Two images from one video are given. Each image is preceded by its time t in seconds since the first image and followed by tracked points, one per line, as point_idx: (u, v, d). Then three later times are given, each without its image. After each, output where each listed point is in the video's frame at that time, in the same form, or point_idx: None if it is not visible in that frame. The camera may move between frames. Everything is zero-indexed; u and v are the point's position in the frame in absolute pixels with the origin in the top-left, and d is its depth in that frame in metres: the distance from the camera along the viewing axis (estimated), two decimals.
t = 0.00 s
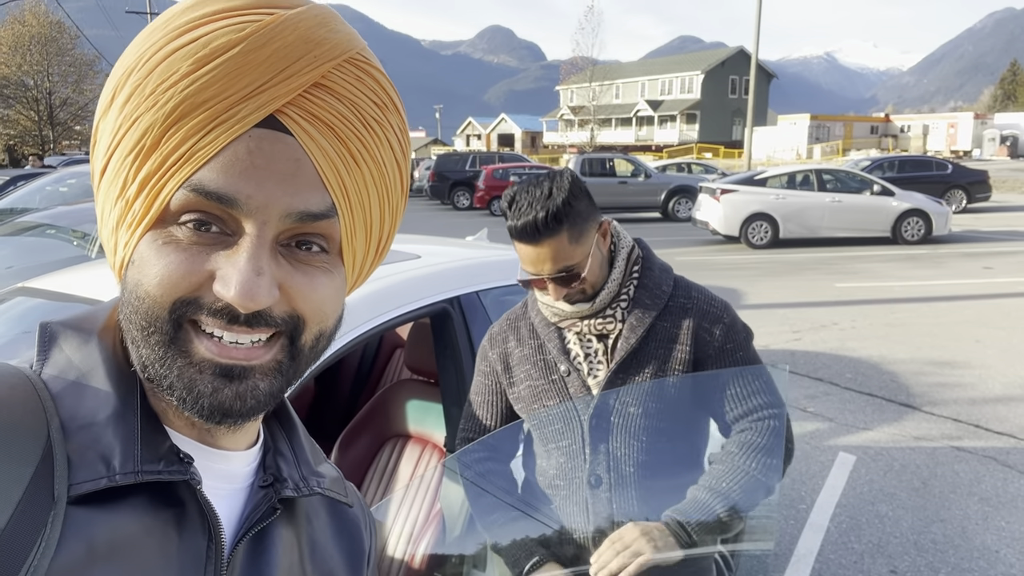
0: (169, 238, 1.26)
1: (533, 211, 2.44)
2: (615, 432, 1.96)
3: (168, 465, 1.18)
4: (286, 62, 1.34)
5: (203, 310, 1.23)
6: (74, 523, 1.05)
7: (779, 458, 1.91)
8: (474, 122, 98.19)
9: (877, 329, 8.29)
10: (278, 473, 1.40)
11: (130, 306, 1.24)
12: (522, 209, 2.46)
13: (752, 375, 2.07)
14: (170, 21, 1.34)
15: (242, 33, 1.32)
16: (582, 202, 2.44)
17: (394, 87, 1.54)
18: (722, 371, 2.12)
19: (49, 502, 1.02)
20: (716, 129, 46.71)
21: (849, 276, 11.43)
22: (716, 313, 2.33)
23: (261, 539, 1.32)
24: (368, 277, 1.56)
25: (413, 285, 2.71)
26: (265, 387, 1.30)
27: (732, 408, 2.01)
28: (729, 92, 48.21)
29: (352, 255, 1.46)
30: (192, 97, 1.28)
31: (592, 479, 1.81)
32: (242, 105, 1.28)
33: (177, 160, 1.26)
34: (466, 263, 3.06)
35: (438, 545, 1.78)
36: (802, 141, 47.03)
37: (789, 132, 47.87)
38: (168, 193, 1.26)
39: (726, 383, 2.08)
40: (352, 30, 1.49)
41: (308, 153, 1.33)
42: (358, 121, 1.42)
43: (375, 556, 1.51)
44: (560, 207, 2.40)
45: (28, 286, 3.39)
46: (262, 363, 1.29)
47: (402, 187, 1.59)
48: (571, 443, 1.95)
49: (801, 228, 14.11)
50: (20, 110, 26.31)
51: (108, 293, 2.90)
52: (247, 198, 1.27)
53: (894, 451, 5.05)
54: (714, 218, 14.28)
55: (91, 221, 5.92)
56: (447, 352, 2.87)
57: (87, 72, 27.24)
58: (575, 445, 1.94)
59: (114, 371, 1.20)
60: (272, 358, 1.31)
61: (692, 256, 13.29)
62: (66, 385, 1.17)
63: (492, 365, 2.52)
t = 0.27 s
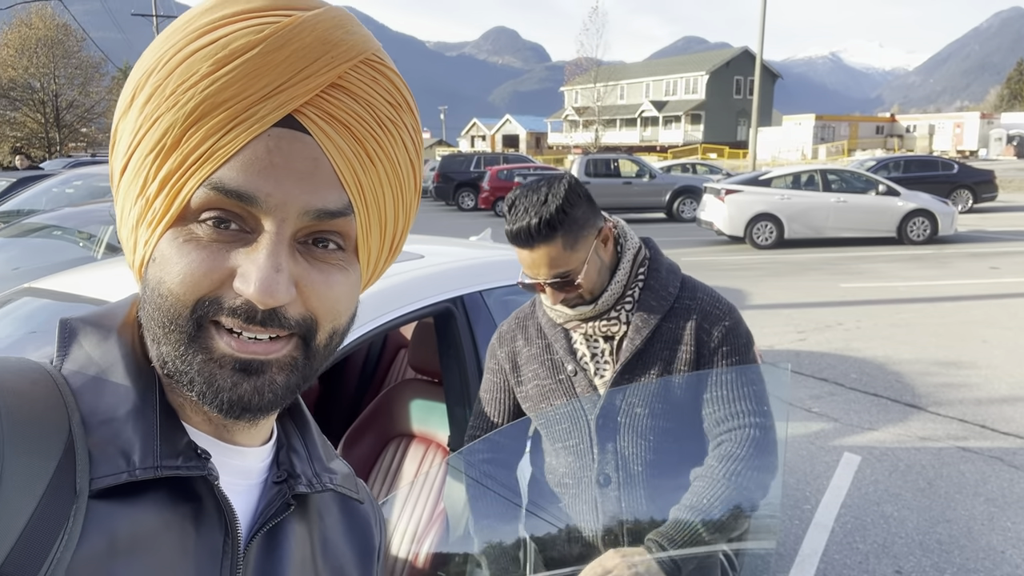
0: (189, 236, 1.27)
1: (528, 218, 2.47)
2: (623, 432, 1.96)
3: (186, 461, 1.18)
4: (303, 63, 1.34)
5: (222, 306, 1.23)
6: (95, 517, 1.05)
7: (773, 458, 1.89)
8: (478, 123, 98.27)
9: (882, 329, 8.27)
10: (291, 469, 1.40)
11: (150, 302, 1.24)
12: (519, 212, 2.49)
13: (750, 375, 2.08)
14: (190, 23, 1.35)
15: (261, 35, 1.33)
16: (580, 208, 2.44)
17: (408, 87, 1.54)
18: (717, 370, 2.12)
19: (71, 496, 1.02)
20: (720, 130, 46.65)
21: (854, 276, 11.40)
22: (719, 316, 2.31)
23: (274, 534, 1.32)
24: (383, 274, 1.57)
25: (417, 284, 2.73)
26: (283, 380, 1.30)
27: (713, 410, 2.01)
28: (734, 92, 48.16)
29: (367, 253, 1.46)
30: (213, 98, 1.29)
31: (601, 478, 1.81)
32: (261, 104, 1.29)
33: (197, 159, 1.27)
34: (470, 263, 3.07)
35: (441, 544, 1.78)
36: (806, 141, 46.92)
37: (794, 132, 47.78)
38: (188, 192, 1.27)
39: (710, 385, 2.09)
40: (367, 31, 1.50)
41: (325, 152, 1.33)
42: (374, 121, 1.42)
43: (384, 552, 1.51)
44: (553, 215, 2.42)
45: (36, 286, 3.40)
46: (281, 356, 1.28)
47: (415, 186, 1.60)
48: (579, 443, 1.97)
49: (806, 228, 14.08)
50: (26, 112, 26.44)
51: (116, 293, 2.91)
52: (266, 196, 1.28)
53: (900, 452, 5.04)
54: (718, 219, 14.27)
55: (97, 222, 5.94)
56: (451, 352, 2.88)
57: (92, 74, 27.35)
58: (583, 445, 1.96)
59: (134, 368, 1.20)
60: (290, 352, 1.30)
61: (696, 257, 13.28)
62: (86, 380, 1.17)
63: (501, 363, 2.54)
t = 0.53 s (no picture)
0: (205, 233, 1.28)
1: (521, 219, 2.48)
2: (622, 432, 1.97)
3: (202, 456, 1.19)
4: (318, 61, 1.35)
5: (239, 302, 1.25)
6: (114, 511, 1.06)
7: (764, 458, 1.85)
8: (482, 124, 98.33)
9: (886, 329, 8.25)
10: (305, 464, 1.41)
11: (167, 298, 1.25)
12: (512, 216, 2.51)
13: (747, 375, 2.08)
14: (205, 21, 1.35)
15: (276, 32, 1.33)
16: (572, 208, 2.46)
17: (420, 84, 1.54)
18: (713, 371, 2.13)
19: (91, 490, 1.03)
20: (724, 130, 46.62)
21: (858, 276, 11.39)
22: (715, 317, 2.30)
23: (288, 530, 1.33)
24: (396, 271, 1.58)
25: (420, 285, 2.74)
26: (300, 376, 1.32)
27: (705, 412, 2.01)
28: (737, 92, 48.10)
29: (381, 250, 1.47)
30: (228, 96, 1.29)
31: (601, 479, 1.83)
32: (276, 102, 1.29)
33: (214, 157, 1.27)
34: (474, 262, 3.08)
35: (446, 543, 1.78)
36: (810, 141, 46.83)
37: (798, 132, 47.71)
38: (204, 189, 1.27)
39: (704, 385, 2.10)
40: (380, 29, 1.50)
41: (340, 150, 1.34)
42: (387, 118, 1.43)
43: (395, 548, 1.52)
44: (545, 216, 2.43)
45: (44, 286, 3.42)
46: (297, 353, 1.31)
47: (428, 182, 1.61)
48: (579, 444, 1.98)
49: (810, 228, 14.06)
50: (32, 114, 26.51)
51: (123, 293, 2.93)
52: (282, 194, 1.29)
53: (903, 452, 5.04)
54: (722, 219, 14.27)
55: (103, 223, 5.97)
56: (453, 352, 2.89)
57: (97, 76, 27.46)
58: (584, 446, 1.97)
59: (151, 364, 1.21)
60: (306, 349, 1.32)
61: (700, 257, 13.27)
62: (105, 375, 1.18)
63: (504, 363, 2.56)
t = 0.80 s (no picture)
0: (216, 233, 1.28)
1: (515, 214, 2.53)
2: (619, 432, 1.96)
3: (213, 455, 1.20)
4: (328, 62, 1.35)
5: (250, 302, 1.25)
6: (127, 510, 1.07)
7: (760, 457, 1.84)
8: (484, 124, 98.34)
9: (888, 328, 8.25)
10: (315, 463, 1.41)
11: (179, 299, 1.25)
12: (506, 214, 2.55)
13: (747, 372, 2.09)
14: (216, 21, 1.36)
15: (286, 32, 1.34)
16: (566, 203, 2.50)
17: (429, 83, 1.55)
18: (709, 370, 2.14)
19: (104, 489, 1.04)
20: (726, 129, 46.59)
21: (861, 275, 11.38)
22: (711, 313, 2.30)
23: (298, 529, 1.33)
24: (406, 270, 1.58)
25: (422, 286, 2.75)
26: (311, 375, 1.32)
27: (703, 410, 2.01)
28: (739, 91, 48.05)
29: (391, 249, 1.48)
30: (239, 96, 1.29)
31: (598, 479, 1.84)
32: (286, 103, 1.30)
33: (224, 157, 1.28)
34: (475, 262, 3.09)
35: (444, 540, 1.77)
36: (813, 140, 46.77)
37: (800, 131, 47.67)
38: (215, 190, 1.28)
39: (701, 385, 2.10)
40: (390, 29, 1.50)
41: (349, 150, 1.34)
42: (397, 118, 1.43)
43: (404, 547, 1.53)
44: (539, 210, 2.48)
45: (47, 286, 3.42)
46: (309, 349, 1.30)
47: (437, 182, 1.61)
48: (577, 445, 1.99)
49: (812, 228, 14.03)
50: (35, 115, 26.53)
51: (127, 293, 2.94)
52: (292, 194, 1.29)
53: (906, 451, 5.03)
54: (724, 218, 14.26)
55: (106, 223, 5.98)
56: (456, 351, 2.90)
57: (100, 77, 27.52)
58: (581, 447, 1.98)
59: (162, 363, 1.22)
60: (318, 347, 1.31)
61: (702, 257, 13.27)
62: (116, 374, 1.18)
63: (498, 365, 2.54)
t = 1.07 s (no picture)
0: (214, 236, 1.28)
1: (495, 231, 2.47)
2: (620, 442, 1.91)
3: (211, 457, 1.20)
4: (327, 63, 1.35)
5: (248, 305, 1.25)
6: (125, 512, 1.07)
7: (757, 456, 1.87)
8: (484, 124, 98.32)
9: (889, 328, 8.24)
10: (314, 464, 1.41)
11: (177, 302, 1.25)
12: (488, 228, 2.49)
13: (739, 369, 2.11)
14: (216, 21, 1.36)
15: (286, 33, 1.34)
16: (549, 220, 2.44)
17: (429, 85, 1.55)
18: (700, 371, 2.15)
19: (102, 491, 1.04)
20: (727, 128, 46.56)
21: (862, 275, 11.37)
22: (702, 314, 2.33)
23: (297, 531, 1.33)
24: (405, 272, 1.58)
25: (420, 286, 2.75)
26: (309, 378, 1.32)
27: (699, 411, 2.02)
28: (741, 90, 48.00)
29: (389, 251, 1.47)
30: (237, 97, 1.29)
31: (600, 488, 1.80)
32: (284, 104, 1.30)
33: (223, 158, 1.28)
34: (475, 262, 3.09)
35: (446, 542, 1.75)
36: (814, 139, 46.70)
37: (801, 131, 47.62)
38: (213, 191, 1.28)
39: (697, 385, 2.11)
40: (390, 31, 1.50)
41: (348, 151, 1.34)
42: (395, 119, 1.43)
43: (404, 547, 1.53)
44: (522, 228, 2.41)
45: (48, 287, 3.43)
46: (305, 354, 1.29)
47: (437, 183, 1.61)
48: (577, 455, 1.92)
49: (813, 227, 14.01)
50: (36, 116, 26.50)
51: (127, 294, 2.95)
52: (289, 196, 1.29)
53: (907, 450, 5.03)
54: (725, 217, 14.23)
55: (107, 224, 5.98)
56: (456, 350, 2.90)
57: (101, 77, 27.50)
58: (581, 456, 1.91)
59: (160, 365, 1.22)
60: (315, 351, 1.31)
61: (703, 256, 13.26)
62: (114, 376, 1.18)
63: (488, 381, 2.52)
